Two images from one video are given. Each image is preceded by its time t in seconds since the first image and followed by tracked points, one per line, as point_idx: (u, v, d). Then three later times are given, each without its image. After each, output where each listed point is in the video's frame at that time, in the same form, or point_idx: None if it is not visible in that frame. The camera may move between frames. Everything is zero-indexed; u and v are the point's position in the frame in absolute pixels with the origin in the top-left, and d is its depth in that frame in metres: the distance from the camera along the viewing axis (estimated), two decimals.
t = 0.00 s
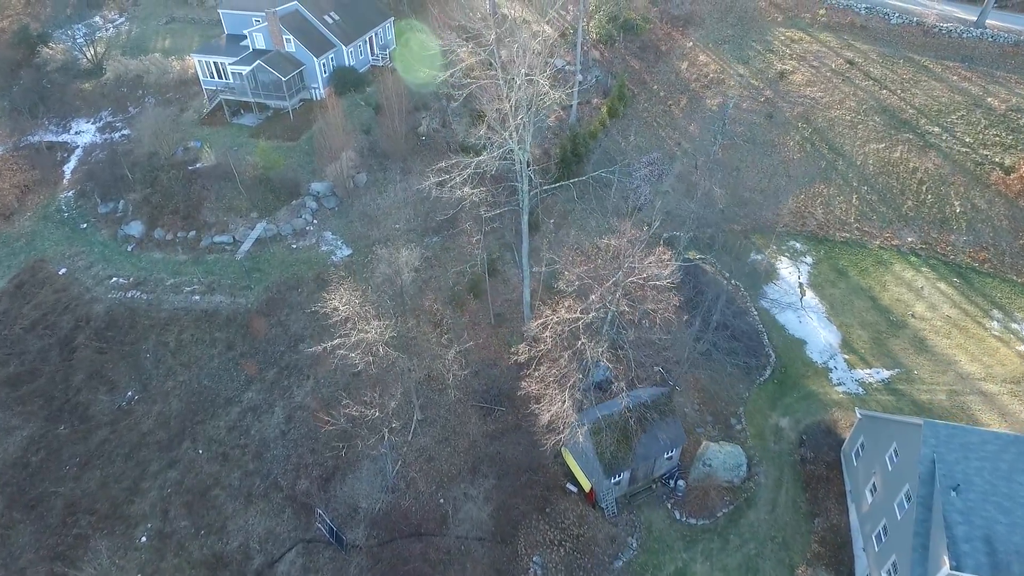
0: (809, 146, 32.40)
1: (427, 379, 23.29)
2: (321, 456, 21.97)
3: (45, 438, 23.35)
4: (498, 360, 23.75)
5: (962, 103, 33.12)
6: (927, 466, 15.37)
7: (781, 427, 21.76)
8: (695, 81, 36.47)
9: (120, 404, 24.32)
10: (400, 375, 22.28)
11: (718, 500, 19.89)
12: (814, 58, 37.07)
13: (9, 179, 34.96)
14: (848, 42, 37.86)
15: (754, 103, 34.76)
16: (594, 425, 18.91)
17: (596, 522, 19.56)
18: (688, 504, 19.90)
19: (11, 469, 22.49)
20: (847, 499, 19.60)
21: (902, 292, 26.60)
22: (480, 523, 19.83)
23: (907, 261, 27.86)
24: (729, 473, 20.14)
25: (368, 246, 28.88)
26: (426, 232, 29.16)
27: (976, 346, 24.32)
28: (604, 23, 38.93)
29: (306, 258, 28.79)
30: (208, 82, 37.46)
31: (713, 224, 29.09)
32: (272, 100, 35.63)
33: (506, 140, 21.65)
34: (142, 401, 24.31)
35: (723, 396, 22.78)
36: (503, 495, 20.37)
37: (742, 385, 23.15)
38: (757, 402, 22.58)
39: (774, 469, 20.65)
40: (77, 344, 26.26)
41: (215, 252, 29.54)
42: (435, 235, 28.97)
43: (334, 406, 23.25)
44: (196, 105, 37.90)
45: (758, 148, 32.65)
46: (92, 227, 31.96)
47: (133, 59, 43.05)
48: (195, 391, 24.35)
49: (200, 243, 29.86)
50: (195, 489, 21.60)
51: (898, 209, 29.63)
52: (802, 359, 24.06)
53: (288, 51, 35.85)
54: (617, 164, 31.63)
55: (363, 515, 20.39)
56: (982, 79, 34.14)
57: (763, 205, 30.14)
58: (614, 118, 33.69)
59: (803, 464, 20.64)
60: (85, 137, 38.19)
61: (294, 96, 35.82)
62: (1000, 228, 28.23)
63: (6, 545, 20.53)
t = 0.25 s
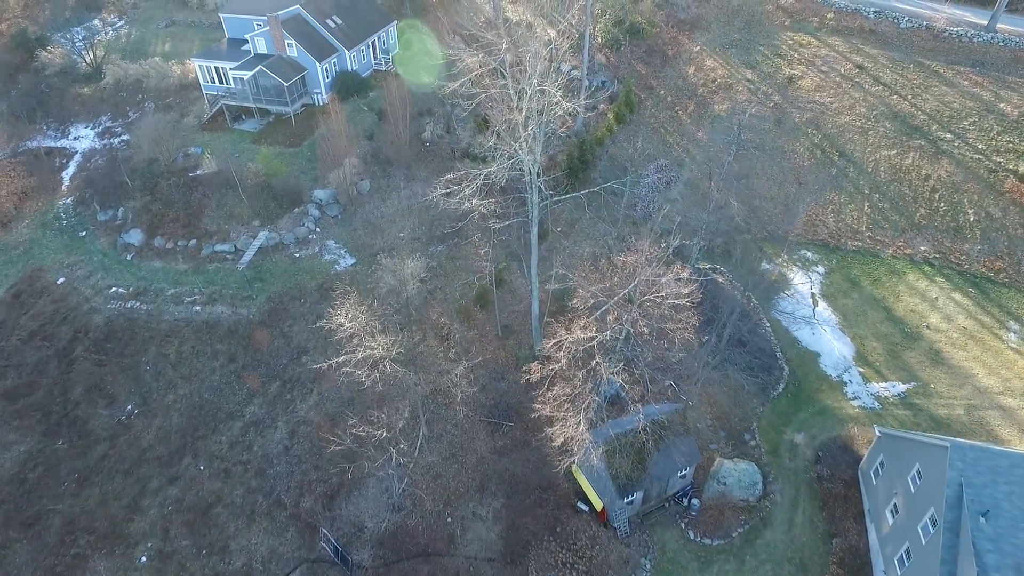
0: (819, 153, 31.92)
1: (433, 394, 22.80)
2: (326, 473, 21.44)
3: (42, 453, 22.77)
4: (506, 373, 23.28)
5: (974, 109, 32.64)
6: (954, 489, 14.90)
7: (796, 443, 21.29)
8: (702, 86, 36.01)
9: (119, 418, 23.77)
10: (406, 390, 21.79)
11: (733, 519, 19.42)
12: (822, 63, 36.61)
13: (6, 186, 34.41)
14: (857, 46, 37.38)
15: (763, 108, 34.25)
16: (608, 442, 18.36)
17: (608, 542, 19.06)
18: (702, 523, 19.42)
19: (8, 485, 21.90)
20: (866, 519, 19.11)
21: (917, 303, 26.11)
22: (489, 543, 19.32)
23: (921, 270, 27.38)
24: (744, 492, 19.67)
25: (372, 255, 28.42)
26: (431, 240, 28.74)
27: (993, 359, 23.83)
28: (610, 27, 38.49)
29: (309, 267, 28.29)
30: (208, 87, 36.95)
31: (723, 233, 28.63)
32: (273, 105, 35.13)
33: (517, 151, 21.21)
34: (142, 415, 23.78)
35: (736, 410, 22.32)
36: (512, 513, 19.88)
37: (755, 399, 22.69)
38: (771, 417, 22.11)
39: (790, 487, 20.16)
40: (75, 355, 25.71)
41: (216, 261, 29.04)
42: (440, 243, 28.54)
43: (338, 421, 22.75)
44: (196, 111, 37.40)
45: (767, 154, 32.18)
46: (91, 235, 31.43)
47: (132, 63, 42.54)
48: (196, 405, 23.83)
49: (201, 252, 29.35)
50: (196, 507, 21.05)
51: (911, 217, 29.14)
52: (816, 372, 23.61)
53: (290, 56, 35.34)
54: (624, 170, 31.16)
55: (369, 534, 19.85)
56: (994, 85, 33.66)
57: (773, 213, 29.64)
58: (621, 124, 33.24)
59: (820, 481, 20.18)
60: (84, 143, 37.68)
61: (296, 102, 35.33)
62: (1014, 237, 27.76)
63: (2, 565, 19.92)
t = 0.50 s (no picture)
0: (828, 159, 31.51)
1: (440, 406, 22.42)
2: (330, 488, 21.01)
3: (41, 466, 22.31)
4: (513, 385, 22.89)
5: (986, 114, 32.14)
6: (980, 512, 14.43)
7: (810, 457, 20.87)
8: (709, 91, 35.64)
9: (120, 430, 23.33)
10: (412, 402, 21.36)
11: (747, 536, 19.00)
12: (831, 67, 36.21)
13: (6, 191, 34.01)
14: (866, 50, 36.97)
15: (771, 113, 33.81)
16: (620, 458, 18.04)
17: (620, 560, 18.63)
18: (716, 541, 18.98)
19: (6, 499, 21.41)
20: (883, 537, 18.70)
21: (930, 313, 25.67)
22: (497, 561, 18.87)
23: (934, 279, 26.96)
24: (758, 508, 19.26)
25: (377, 263, 28.07)
26: (436, 248, 28.41)
27: (1009, 371, 23.38)
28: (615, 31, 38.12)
29: (312, 275, 27.90)
30: (210, 91, 36.55)
31: (733, 240, 28.25)
32: (276, 110, 34.73)
33: (527, 160, 20.88)
34: (143, 427, 23.35)
35: (748, 423, 21.91)
36: (522, 530, 19.43)
37: (768, 412, 22.28)
38: (784, 430, 21.69)
39: (805, 503, 19.72)
40: (75, 366, 25.29)
41: (218, 268, 28.63)
42: (445, 251, 28.24)
43: (343, 434, 22.33)
44: (198, 115, 37.01)
45: (776, 160, 31.81)
46: (92, 241, 31.03)
47: (133, 66, 42.15)
48: (198, 417, 23.41)
49: (203, 260, 28.93)
50: (199, 522, 20.56)
51: (923, 225, 28.74)
52: (829, 384, 23.21)
53: (292, 60, 34.93)
54: (631, 177, 30.76)
55: (375, 552, 19.38)
56: (1005, 89, 33.16)
57: (782, 220, 29.22)
58: (628, 129, 32.86)
59: (835, 497, 19.76)
60: (84, 147, 37.29)
61: (299, 106, 34.93)
62: None
63: None
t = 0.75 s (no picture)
0: (837, 163, 31.18)
1: (447, 415, 22.16)
2: (336, 498, 20.65)
3: (42, 475, 21.86)
4: (521, 394, 22.63)
5: (996, 118, 31.71)
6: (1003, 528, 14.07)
7: (823, 468, 20.54)
8: (716, 94, 35.35)
9: (122, 439, 22.97)
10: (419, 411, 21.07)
11: (761, 549, 18.65)
12: (839, 70, 35.89)
13: (7, 194, 33.70)
14: (874, 53, 36.64)
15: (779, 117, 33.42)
16: (631, 468, 17.72)
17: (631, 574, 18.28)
18: (728, 553, 18.64)
19: (6, 509, 20.91)
20: (899, 550, 18.38)
21: (942, 320, 25.33)
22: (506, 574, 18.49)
23: (945, 286, 26.64)
24: (772, 520, 18.93)
25: (382, 268, 27.83)
26: (442, 254, 28.16)
27: None
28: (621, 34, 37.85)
29: (316, 281, 27.63)
30: (212, 94, 36.27)
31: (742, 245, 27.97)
32: (280, 113, 34.45)
33: (535, 166, 20.89)
34: (145, 435, 22.99)
35: (760, 433, 21.58)
36: (531, 542, 19.05)
37: (780, 421, 21.95)
38: (797, 441, 21.36)
39: (818, 515, 19.41)
40: (77, 372, 24.95)
41: (221, 273, 28.32)
42: (451, 256, 28.03)
43: (348, 443, 22.03)
44: (200, 118, 36.72)
45: (785, 165, 31.52)
46: (94, 246, 30.74)
47: (135, 68, 41.89)
48: (201, 425, 23.08)
49: (205, 265, 28.62)
50: (202, 532, 20.03)
51: (933, 230, 28.42)
52: (842, 393, 22.87)
53: (296, 62, 34.61)
54: (638, 181, 30.45)
55: (381, 563, 18.92)
56: (1017, 92, 32.72)
57: (791, 226, 28.93)
58: (635, 133, 32.57)
59: (849, 509, 19.44)
60: (85, 150, 37.03)
61: (302, 109, 34.65)
62: None
63: None
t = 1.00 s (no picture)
0: (845, 165, 30.96)
1: (453, 419, 21.98)
2: (341, 503, 20.45)
3: (44, 479, 21.67)
4: (527, 397, 22.45)
5: (1005, 119, 31.47)
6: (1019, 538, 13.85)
7: (834, 474, 20.34)
8: (722, 95, 35.15)
9: (125, 442, 22.79)
10: (425, 415, 20.90)
11: (771, 555, 18.45)
12: (846, 71, 35.67)
13: (10, 195, 33.54)
14: (881, 54, 36.42)
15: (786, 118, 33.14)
16: (640, 474, 17.46)
17: None
18: (738, 560, 18.44)
19: (9, 512, 20.71)
20: (910, 557, 18.19)
21: (952, 323, 25.12)
22: None
23: (954, 289, 26.44)
24: (782, 527, 18.72)
25: (386, 270, 27.67)
26: (447, 256, 27.99)
27: None
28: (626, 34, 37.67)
29: (320, 283, 27.46)
30: (216, 94, 36.12)
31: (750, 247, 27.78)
32: (284, 113, 34.28)
33: (544, 168, 21.05)
34: (149, 438, 22.81)
35: (769, 438, 21.39)
36: (539, 548, 18.85)
37: (789, 426, 21.76)
38: (806, 445, 21.18)
39: (829, 521, 19.21)
40: (80, 375, 24.78)
41: (224, 275, 28.14)
42: (456, 258, 27.88)
43: (354, 447, 21.84)
44: (204, 119, 36.58)
45: (792, 166, 31.32)
46: (97, 247, 30.56)
47: (138, 68, 41.73)
48: (205, 428, 22.90)
49: (208, 266, 28.44)
50: (207, 537, 19.85)
51: (942, 233, 28.21)
52: (851, 397, 22.69)
53: (300, 63, 34.41)
54: (644, 183, 30.26)
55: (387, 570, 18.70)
56: None
57: (798, 228, 28.76)
58: (641, 134, 32.38)
59: (860, 516, 19.24)
60: (88, 150, 36.87)
61: (306, 110, 34.47)
62: None
63: None
